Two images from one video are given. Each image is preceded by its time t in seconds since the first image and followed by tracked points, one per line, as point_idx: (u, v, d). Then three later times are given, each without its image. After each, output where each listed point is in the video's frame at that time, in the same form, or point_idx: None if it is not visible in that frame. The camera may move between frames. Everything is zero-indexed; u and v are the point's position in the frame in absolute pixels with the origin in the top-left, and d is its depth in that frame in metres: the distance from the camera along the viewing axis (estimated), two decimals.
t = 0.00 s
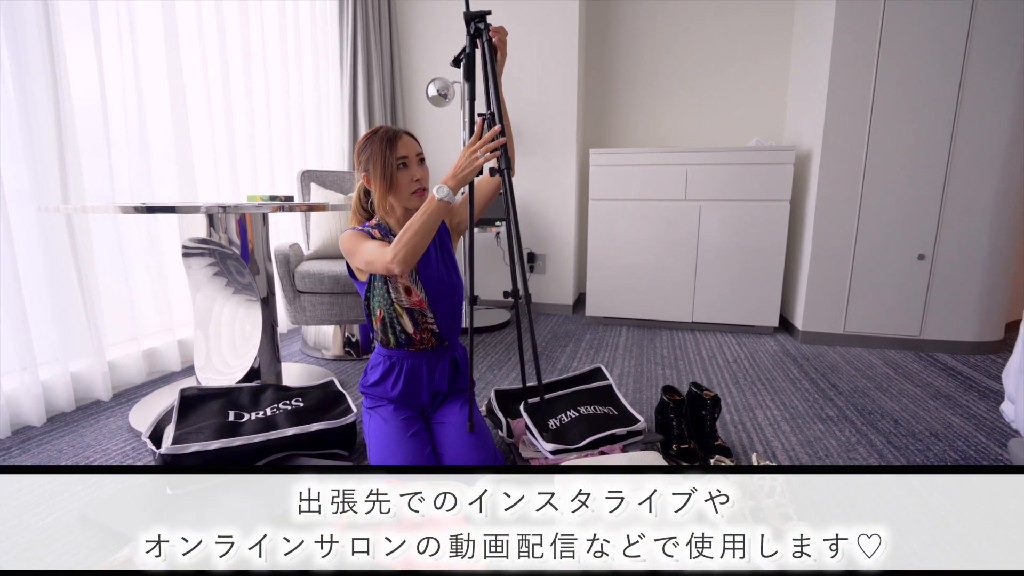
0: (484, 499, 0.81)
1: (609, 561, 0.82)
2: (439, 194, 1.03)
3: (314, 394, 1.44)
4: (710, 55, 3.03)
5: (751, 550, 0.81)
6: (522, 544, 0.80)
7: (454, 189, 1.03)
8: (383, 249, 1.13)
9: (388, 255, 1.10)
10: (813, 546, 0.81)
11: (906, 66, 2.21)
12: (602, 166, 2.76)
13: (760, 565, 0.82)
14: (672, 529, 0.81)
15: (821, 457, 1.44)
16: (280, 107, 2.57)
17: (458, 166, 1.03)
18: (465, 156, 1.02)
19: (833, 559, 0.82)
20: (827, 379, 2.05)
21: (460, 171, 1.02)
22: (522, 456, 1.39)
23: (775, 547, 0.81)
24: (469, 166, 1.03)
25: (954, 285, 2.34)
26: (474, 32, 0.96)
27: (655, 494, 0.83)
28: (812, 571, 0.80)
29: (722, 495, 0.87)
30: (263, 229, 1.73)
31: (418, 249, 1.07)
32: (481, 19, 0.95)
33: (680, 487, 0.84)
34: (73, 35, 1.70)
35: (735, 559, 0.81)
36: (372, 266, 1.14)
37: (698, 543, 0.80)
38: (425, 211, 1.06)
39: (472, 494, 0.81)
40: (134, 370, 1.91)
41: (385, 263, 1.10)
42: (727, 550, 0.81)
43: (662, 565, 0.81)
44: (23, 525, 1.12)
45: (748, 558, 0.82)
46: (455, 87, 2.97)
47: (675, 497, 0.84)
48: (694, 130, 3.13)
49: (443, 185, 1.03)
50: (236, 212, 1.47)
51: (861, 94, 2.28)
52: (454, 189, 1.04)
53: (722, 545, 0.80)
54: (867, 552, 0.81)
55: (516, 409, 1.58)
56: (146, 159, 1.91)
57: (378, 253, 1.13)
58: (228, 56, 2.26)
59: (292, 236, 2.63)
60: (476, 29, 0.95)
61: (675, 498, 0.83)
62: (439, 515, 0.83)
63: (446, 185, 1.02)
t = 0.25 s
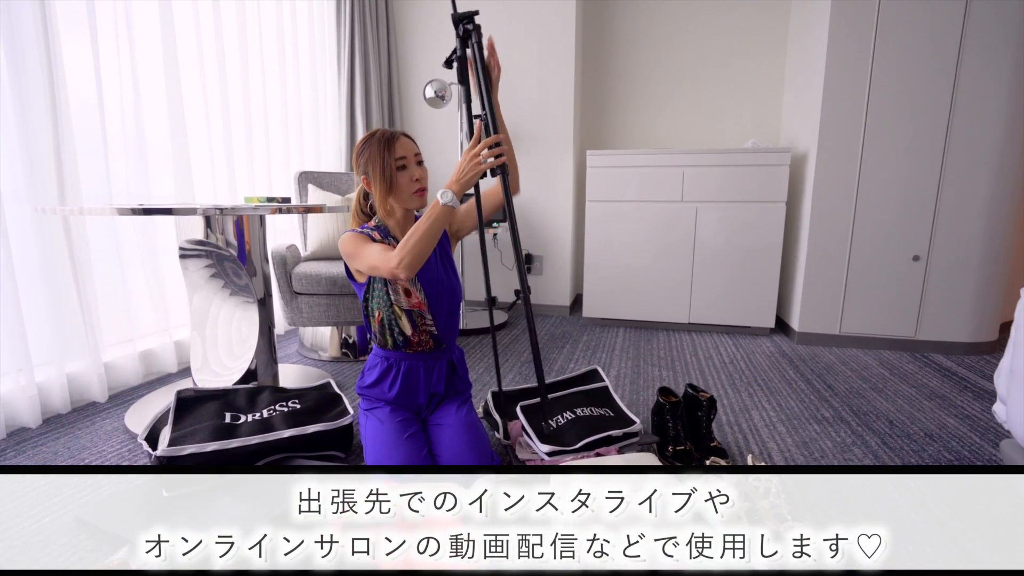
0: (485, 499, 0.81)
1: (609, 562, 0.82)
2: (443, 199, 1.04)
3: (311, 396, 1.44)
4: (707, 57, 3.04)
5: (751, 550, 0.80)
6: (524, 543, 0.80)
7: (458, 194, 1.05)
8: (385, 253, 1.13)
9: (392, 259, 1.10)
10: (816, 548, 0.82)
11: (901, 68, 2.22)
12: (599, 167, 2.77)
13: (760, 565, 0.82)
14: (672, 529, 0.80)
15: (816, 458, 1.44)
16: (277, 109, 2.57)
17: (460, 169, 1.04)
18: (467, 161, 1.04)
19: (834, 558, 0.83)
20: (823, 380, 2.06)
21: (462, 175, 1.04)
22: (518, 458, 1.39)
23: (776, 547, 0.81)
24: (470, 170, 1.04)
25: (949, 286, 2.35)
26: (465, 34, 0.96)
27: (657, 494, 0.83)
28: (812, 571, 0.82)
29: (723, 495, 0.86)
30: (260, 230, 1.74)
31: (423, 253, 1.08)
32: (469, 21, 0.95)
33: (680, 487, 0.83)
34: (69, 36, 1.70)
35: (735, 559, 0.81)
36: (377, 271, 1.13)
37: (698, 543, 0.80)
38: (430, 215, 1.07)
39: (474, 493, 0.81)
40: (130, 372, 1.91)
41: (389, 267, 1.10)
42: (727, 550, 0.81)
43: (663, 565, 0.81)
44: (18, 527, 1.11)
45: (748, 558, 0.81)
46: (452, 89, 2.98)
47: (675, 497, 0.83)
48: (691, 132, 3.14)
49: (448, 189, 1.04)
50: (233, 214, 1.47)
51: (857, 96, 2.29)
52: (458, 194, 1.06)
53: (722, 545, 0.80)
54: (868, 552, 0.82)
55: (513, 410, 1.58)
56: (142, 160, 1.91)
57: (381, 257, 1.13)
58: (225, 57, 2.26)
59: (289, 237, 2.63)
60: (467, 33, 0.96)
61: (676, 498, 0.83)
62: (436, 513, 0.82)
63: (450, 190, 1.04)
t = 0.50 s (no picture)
0: (484, 499, 0.82)
1: (610, 562, 0.81)
2: (442, 212, 1.05)
3: (309, 399, 1.45)
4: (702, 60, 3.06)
5: (751, 549, 0.80)
6: (522, 545, 0.79)
7: (456, 207, 1.06)
8: (382, 262, 1.13)
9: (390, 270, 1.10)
10: (814, 548, 0.80)
11: (895, 71, 2.25)
12: (596, 170, 2.78)
13: (761, 565, 0.81)
14: (672, 529, 0.80)
15: (812, 459, 1.45)
16: (274, 112, 2.58)
17: (459, 183, 1.04)
18: (465, 176, 1.04)
19: (835, 559, 0.81)
20: (818, 381, 2.08)
21: (461, 189, 1.04)
22: (516, 460, 1.40)
23: (776, 547, 0.80)
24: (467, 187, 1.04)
25: (943, 288, 2.37)
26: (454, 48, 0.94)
27: (656, 493, 0.83)
28: (812, 571, 0.79)
29: (722, 495, 0.87)
30: (258, 234, 1.75)
31: (420, 264, 1.08)
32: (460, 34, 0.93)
33: (680, 488, 0.83)
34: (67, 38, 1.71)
35: (736, 559, 0.80)
36: (376, 280, 1.14)
37: (698, 543, 0.80)
38: (428, 228, 1.07)
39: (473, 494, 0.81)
40: (127, 375, 1.90)
41: (386, 277, 1.11)
42: (727, 550, 0.80)
43: (664, 565, 0.80)
44: (15, 530, 1.11)
45: (748, 558, 0.80)
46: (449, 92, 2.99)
47: (675, 497, 0.83)
48: (688, 135, 3.15)
49: (445, 203, 1.05)
50: (231, 217, 1.47)
51: (851, 99, 2.31)
52: (456, 206, 1.06)
53: (722, 545, 0.80)
54: (868, 552, 0.81)
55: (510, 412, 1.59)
56: (140, 162, 1.91)
57: (378, 266, 1.13)
58: (223, 59, 2.27)
59: (286, 240, 2.63)
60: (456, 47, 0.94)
61: (676, 498, 0.83)
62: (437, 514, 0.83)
63: (449, 203, 1.05)
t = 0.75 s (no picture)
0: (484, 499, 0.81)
1: (610, 562, 0.81)
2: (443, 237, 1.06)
3: (308, 400, 1.45)
4: (700, 63, 3.08)
5: (751, 550, 0.80)
6: (522, 546, 0.80)
7: (458, 233, 1.07)
8: (380, 276, 1.14)
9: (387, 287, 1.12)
10: (813, 548, 0.81)
11: (891, 74, 2.26)
12: (594, 172, 2.79)
13: (761, 565, 0.81)
14: (672, 529, 0.80)
15: (809, 459, 1.46)
16: (274, 114, 2.58)
17: (461, 212, 1.05)
18: (468, 205, 1.04)
19: (833, 559, 0.82)
20: (815, 381, 2.09)
21: (463, 217, 1.05)
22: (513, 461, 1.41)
23: (776, 547, 0.80)
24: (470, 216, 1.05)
25: (940, 289, 2.38)
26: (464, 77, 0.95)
27: (656, 493, 0.83)
28: (812, 571, 0.80)
29: (723, 495, 0.86)
30: (257, 235, 1.74)
31: (418, 286, 1.10)
32: (469, 65, 0.95)
33: (679, 488, 0.83)
34: (66, 41, 1.71)
35: (735, 559, 0.80)
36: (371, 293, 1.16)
37: (698, 543, 0.80)
38: (428, 250, 1.09)
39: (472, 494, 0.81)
40: (126, 377, 1.91)
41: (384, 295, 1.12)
42: (727, 550, 0.80)
43: (664, 566, 0.80)
44: (15, 531, 1.12)
45: (748, 558, 0.81)
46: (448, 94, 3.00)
47: (675, 497, 0.83)
48: (686, 137, 3.16)
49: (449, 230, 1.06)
50: (230, 219, 1.48)
51: (847, 101, 2.33)
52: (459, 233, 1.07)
53: (722, 545, 0.80)
54: (868, 552, 0.81)
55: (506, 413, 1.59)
56: (140, 165, 1.92)
57: (375, 279, 1.15)
58: (222, 62, 2.28)
59: (286, 241, 2.64)
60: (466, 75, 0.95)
61: (676, 498, 0.83)
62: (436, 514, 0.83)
63: (450, 229, 1.06)
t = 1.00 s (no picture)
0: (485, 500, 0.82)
1: (610, 561, 0.82)
2: (431, 213, 1.06)
3: (305, 401, 1.46)
4: (695, 65, 3.10)
5: (751, 550, 0.80)
6: (523, 545, 0.81)
7: (447, 207, 1.06)
8: (376, 263, 1.16)
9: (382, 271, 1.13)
10: (814, 548, 0.81)
11: (883, 77, 2.28)
12: (590, 174, 2.81)
13: (760, 565, 0.82)
14: (672, 529, 0.81)
15: (802, 458, 1.47)
16: (271, 116, 2.59)
17: (448, 185, 1.06)
18: (454, 176, 1.06)
19: (833, 559, 0.83)
20: (809, 381, 2.11)
21: (451, 189, 1.06)
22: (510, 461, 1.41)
23: (776, 547, 0.81)
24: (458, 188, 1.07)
25: (933, 289, 2.40)
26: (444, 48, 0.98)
27: (656, 493, 0.84)
28: (812, 571, 0.81)
29: (723, 495, 0.88)
30: (254, 237, 1.74)
31: (410, 266, 1.10)
32: (450, 34, 0.98)
33: (679, 488, 0.84)
34: (63, 43, 1.71)
35: (735, 559, 0.81)
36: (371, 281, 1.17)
37: (698, 543, 0.81)
38: (418, 229, 1.09)
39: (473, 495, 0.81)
40: (123, 378, 1.91)
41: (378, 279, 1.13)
42: (727, 550, 0.81)
43: (664, 565, 0.81)
44: (13, 532, 1.12)
45: (748, 558, 0.81)
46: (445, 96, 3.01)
47: (675, 497, 0.84)
48: (682, 139, 3.18)
49: (436, 204, 1.06)
50: (227, 220, 1.48)
51: (841, 104, 2.35)
52: (448, 208, 1.07)
53: (722, 545, 0.81)
54: (868, 552, 0.82)
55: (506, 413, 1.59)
56: (136, 167, 1.92)
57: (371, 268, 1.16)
58: (219, 64, 2.28)
59: (283, 243, 2.64)
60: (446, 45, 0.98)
61: (676, 498, 0.84)
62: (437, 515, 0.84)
63: (439, 205, 1.06)
